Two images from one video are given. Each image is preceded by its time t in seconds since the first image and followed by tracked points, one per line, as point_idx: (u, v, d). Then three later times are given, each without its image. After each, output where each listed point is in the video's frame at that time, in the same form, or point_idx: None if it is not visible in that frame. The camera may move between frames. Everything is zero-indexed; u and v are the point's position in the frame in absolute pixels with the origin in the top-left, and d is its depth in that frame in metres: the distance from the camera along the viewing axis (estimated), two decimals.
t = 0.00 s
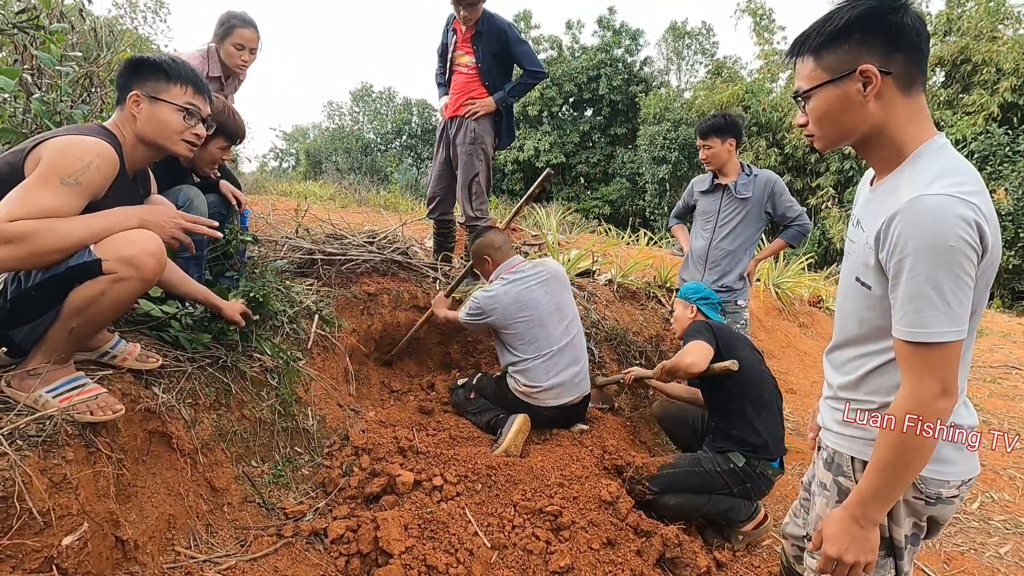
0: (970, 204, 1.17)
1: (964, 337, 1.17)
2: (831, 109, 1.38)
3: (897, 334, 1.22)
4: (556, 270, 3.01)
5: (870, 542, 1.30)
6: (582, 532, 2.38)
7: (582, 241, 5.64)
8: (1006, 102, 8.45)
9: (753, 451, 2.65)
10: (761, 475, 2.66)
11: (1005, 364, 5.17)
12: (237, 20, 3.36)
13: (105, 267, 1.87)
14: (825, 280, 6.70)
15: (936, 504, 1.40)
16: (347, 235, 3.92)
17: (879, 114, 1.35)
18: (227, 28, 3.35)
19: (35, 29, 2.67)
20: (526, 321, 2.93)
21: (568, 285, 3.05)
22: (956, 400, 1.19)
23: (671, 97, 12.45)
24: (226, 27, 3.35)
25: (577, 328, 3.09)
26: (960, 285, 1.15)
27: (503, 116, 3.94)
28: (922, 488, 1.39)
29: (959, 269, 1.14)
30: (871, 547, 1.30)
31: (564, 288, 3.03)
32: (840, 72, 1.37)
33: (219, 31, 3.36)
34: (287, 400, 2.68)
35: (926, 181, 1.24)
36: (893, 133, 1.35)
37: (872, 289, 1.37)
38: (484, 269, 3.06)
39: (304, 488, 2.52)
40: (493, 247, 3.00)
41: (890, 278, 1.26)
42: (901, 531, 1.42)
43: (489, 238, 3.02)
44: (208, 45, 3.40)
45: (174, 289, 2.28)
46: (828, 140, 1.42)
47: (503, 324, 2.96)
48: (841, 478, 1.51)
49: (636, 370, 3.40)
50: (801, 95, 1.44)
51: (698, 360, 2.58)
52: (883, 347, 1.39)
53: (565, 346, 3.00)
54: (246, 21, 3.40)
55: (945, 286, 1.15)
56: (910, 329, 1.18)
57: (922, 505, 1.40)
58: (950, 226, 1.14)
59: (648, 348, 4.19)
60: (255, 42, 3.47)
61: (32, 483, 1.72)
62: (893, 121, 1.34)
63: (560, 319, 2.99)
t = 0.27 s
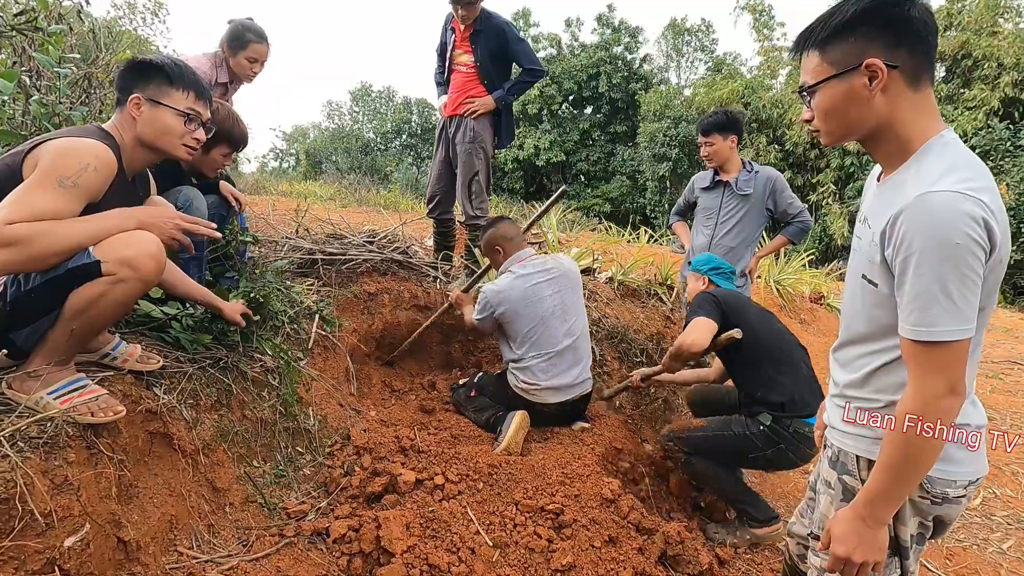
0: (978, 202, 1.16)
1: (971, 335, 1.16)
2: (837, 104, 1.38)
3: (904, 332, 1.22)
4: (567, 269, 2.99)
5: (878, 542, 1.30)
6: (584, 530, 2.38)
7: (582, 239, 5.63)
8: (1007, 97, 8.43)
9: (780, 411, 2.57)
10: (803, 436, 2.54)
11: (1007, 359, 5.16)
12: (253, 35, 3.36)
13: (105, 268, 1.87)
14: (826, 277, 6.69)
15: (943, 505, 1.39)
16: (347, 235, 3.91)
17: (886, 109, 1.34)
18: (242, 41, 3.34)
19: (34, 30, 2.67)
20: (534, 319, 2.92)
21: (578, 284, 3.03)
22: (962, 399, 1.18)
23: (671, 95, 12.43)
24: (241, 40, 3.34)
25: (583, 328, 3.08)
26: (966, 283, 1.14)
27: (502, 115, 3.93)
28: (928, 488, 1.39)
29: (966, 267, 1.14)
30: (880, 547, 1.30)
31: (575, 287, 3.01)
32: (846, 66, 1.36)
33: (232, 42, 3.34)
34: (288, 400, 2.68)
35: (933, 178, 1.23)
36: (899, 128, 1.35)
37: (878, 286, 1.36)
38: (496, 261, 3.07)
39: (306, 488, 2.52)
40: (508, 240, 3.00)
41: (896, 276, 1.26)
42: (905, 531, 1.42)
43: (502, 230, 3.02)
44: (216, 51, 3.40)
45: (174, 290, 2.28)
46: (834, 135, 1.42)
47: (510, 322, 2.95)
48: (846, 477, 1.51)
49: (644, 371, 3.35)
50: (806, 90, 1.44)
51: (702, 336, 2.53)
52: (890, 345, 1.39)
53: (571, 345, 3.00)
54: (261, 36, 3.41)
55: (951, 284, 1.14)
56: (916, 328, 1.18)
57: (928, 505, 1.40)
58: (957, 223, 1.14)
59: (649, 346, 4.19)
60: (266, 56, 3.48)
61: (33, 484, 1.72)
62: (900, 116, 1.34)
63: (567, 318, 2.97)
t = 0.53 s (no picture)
0: (992, 209, 1.15)
1: (983, 344, 1.16)
2: (849, 108, 1.37)
3: (914, 339, 1.21)
4: (582, 281, 3.01)
5: (880, 553, 1.30)
6: (584, 533, 2.37)
7: (583, 242, 5.64)
8: (1008, 100, 8.43)
9: (788, 366, 2.43)
10: (818, 390, 2.37)
11: (1008, 363, 5.15)
12: (264, 43, 3.37)
13: (107, 270, 1.88)
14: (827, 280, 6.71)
15: (960, 519, 1.38)
16: (349, 237, 3.92)
17: (899, 113, 1.33)
18: (253, 49, 3.36)
19: (38, 32, 2.69)
20: (546, 327, 2.92)
21: (592, 296, 3.04)
22: (973, 409, 1.18)
23: (672, 98, 12.45)
24: (252, 48, 3.36)
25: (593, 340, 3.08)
26: (978, 291, 1.14)
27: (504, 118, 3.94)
28: (945, 502, 1.37)
29: (978, 275, 1.13)
30: (882, 558, 1.30)
31: (590, 299, 3.02)
32: (860, 68, 1.35)
33: (242, 48, 3.36)
34: (289, 402, 2.68)
35: (947, 185, 1.22)
36: (912, 132, 1.34)
37: (891, 293, 1.36)
38: (510, 265, 3.06)
39: (307, 490, 2.52)
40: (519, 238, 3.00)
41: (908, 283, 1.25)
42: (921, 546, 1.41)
43: (517, 235, 2.99)
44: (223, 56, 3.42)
45: (176, 291, 2.29)
46: (846, 138, 1.41)
47: (519, 330, 2.95)
48: (858, 488, 1.51)
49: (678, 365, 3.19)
50: (817, 92, 1.44)
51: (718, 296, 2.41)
52: (903, 354, 1.39)
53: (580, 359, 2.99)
54: (271, 43, 3.42)
55: (962, 292, 1.13)
56: (926, 335, 1.17)
57: (944, 520, 1.38)
58: (969, 231, 1.13)
59: (650, 349, 4.20)
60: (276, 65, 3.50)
61: (35, 485, 1.72)
62: (913, 120, 1.33)
63: (579, 328, 2.97)
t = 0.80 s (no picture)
0: None
1: None
2: (877, 107, 1.30)
3: (950, 348, 1.12)
4: (570, 272, 3.02)
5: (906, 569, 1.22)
6: (584, 533, 2.37)
7: (584, 242, 5.64)
8: (1009, 103, 8.44)
9: (794, 328, 2.53)
10: (825, 352, 2.40)
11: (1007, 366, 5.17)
12: (265, 42, 3.37)
13: (109, 268, 1.88)
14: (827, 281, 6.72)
15: (981, 528, 1.34)
16: (350, 236, 3.91)
17: (931, 113, 1.25)
18: (254, 48, 3.36)
19: (40, 30, 2.69)
20: (537, 320, 2.92)
21: (581, 288, 3.04)
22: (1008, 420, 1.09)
23: (674, 98, 12.46)
24: (253, 47, 3.35)
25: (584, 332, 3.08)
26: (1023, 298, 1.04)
27: (507, 118, 3.93)
28: (968, 511, 1.32)
29: None
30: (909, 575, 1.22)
31: (578, 291, 3.02)
32: (890, 66, 1.28)
33: (243, 48, 3.36)
34: (289, 400, 2.68)
35: (988, 185, 1.13)
36: (945, 132, 1.26)
37: (921, 298, 1.28)
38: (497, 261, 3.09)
39: (307, 488, 2.52)
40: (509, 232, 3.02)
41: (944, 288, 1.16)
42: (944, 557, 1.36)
43: (504, 232, 3.02)
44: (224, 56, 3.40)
45: (178, 289, 2.29)
46: (873, 138, 1.33)
47: (513, 324, 2.95)
48: (879, 497, 1.45)
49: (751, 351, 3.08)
50: (845, 91, 1.37)
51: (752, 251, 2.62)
52: (931, 361, 1.31)
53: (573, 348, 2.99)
54: (273, 42, 3.42)
55: (1007, 298, 1.04)
56: (965, 345, 1.08)
57: (966, 528, 1.34)
58: (1016, 233, 1.03)
59: (650, 349, 4.20)
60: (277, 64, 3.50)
61: (36, 483, 1.72)
62: (945, 119, 1.25)
63: (569, 320, 2.97)
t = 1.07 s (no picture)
0: None
1: None
2: (924, 105, 1.28)
3: None
4: (553, 259, 3.03)
5: None
6: (584, 535, 2.37)
7: (584, 243, 5.64)
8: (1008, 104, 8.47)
9: (825, 321, 2.51)
10: (854, 344, 2.40)
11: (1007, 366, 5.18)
12: (260, 40, 3.38)
13: (108, 269, 1.88)
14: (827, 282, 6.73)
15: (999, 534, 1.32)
16: (349, 237, 3.91)
17: (980, 112, 1.23)
18: (250, 47, 3.37)
19: (40, 32, 2.69)
20: (529, 311, 2.93)
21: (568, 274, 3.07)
22: None
23: (673, 99, 12.47)
24: (249, 45, 3.36)
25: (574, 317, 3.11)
26: None
27: (506, 119, 3.93)
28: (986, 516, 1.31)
29: None
30: None
31: (566, 277, 3.05)
32: (938, 63, 1.27)
33: (240, 46, 3.37)
34: (289, 402, 2.68)
35: None
36: (992, 131, 1.23)
37: (964, 301, 1.26)
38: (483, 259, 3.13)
39: (307, 490, 2.53)
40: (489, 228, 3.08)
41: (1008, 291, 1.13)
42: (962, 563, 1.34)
43: (488, 229, 3.09)
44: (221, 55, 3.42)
45: (177, 291, 2.29)
46: (917, 137, 1.32)
47: (507, 317, 2.95)
48: (891, 499, 1.42)
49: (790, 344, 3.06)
50: (889, 89, 1.35)
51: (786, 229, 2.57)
52: (968, 366, 1.29)
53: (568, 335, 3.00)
54: (268, 40, 3.43)
55: None
56: None
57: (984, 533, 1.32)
58: None
59: (650, 350, 4.21)
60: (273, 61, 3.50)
61: (36, 484, 1.72)
62: (994, 118, 1.23)
63: (560, 307, 3.00)
